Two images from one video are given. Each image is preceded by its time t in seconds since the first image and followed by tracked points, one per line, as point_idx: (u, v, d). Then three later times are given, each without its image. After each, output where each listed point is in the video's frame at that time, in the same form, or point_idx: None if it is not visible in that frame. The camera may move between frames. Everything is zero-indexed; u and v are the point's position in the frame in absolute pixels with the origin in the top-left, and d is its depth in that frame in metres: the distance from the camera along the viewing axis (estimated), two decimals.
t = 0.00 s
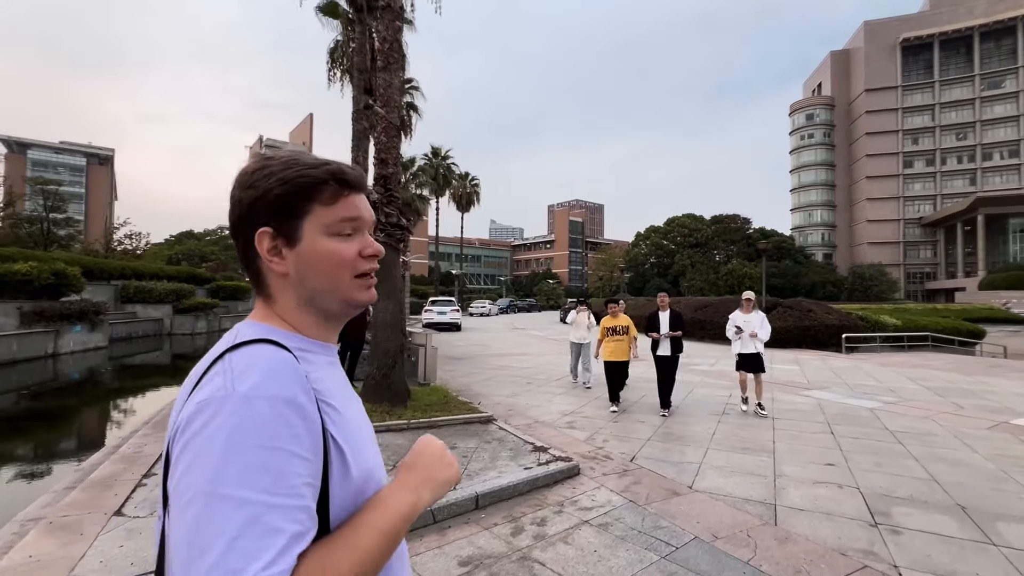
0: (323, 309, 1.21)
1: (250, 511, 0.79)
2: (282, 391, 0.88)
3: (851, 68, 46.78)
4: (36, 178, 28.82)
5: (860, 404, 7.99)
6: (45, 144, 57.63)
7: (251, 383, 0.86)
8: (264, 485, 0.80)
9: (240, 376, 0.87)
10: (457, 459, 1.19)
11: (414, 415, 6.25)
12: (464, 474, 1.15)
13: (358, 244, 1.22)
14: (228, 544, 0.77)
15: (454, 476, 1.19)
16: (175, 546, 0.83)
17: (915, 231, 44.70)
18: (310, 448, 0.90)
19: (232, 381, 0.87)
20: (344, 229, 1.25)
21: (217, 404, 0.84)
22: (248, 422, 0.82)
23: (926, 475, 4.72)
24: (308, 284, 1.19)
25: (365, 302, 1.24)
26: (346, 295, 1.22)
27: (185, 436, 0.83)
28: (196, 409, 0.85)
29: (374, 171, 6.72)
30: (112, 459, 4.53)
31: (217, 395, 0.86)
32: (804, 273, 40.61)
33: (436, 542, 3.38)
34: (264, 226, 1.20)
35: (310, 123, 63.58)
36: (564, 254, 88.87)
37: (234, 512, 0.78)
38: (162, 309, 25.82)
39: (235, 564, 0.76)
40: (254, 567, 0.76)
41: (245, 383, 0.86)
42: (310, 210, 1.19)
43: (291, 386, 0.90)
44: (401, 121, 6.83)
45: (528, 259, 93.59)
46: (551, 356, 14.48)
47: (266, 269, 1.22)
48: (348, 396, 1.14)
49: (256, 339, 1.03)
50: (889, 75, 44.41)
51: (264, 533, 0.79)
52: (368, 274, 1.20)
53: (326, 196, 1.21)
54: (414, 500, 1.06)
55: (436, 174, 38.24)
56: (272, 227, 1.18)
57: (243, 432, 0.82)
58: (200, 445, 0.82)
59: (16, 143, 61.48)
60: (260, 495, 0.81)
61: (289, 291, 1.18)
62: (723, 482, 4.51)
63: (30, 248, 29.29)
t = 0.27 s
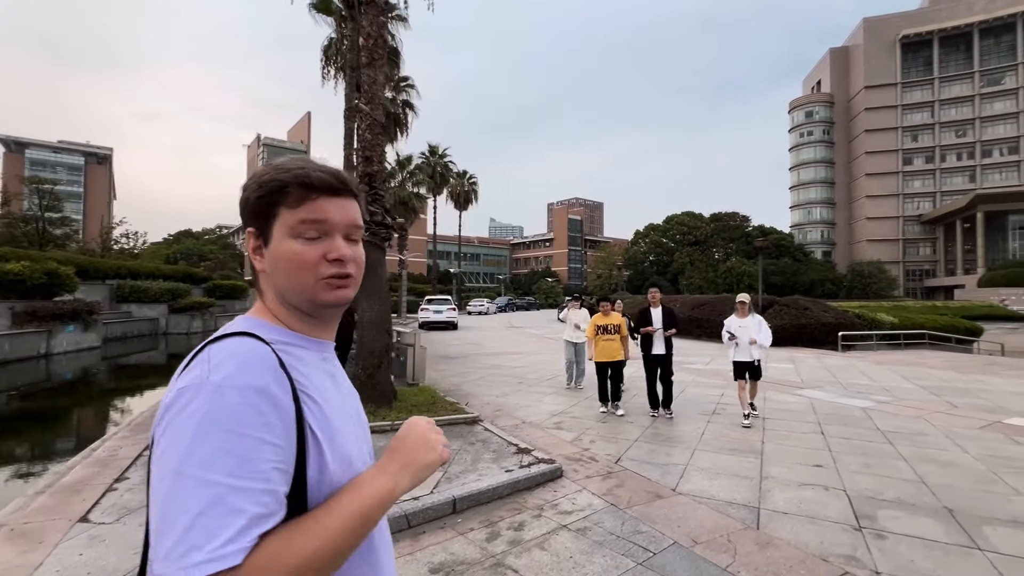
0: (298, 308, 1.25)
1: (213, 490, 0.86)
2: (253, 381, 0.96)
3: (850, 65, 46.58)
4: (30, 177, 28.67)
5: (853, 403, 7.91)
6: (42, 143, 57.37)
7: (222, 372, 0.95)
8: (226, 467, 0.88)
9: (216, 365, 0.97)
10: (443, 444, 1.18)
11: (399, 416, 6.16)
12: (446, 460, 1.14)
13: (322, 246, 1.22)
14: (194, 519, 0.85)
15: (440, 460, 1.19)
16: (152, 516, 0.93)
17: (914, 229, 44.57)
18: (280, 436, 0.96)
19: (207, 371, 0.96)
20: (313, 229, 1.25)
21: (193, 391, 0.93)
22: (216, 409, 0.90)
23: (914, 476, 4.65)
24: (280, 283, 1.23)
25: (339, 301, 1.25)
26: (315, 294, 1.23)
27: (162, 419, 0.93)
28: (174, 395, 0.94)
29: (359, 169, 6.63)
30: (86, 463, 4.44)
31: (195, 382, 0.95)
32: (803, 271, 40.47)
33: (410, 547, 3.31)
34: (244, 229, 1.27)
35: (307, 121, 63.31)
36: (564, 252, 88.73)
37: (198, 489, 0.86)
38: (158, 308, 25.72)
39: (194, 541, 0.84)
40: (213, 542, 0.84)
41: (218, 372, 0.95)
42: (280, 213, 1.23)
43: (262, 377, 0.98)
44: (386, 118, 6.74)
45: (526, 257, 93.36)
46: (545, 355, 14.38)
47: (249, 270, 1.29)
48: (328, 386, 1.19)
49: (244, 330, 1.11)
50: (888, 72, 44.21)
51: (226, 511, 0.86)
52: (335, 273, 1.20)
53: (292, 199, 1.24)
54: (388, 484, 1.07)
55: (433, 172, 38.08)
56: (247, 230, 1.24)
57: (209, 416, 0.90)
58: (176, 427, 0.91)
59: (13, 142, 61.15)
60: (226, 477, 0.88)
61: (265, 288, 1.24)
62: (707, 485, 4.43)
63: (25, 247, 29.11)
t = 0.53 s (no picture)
0: (286, 309, 1.19)
1: (183, 490, 0.83)
2: (241, 382, 0.93)
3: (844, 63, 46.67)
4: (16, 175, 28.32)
5: (840, 400, 7.89)
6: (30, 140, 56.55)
7: (210, 372, 0.91)
8: (200, 467, 0.84)
9: (204, 364, 0.94)
10: (447, 431, 1.08)
11: (381, 415, 6.07)
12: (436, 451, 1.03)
13: (315, 250, 1.15)
14: (165, 516, 0.82)
15: (425, 453, 1.06)
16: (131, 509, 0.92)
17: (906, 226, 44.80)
18: (265, 435, 0.93)
19: (193, 369, 0.93)
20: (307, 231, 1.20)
21: (179, 388, 0.91)
22: (198, 408, 0.88)
23: (897, 473, 4.63)
24: (273, 282, 1.18)
25: (328, 306, 1.18)
26: (305, 296, 1.17)
27: (146, 414, 0.91)
28: (161, 391, 0.92)
29: (341, 163, 6.50)
30: (56, 465, 4.33)
31: (179, 381, 0.93)
32: (796, 268, 40.61)
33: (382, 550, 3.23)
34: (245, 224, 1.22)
35: (300, 118, 62.72)
36: (559, 250, 88.81)
37: (175, 484, 0.84)
38: (147, 307, 25.44)
39: (161, 542, 0.82)
40: (181, 544, 0.81)
41: (204, 371, 0.92)
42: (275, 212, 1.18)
43: (252, 374, 0.95)
44: (369, 112, 6.63)
45: (521, 255, 93.31)
46: (536, 353, 14.32)
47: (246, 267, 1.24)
48: (321, 387, 1.13)
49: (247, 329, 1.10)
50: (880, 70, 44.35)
51: (196, 513, 0.83)
52: (324, 275, 1.14)
53: (284, 200, 1.19)
54: (371, 485, 0.98)
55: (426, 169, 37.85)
56: (246, 224, 1.19)
57: (187, 417, 0.88)
58: (157, 423, 0.90)
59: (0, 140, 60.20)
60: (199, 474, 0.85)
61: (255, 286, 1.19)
62: (689, 483, 4.38)
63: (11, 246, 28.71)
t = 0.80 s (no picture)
0: (323, 301, 1.23)
1: (196, 519, 0.80)
2: (254, 396, 0.89)
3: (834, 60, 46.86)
4: None
5: (826, 395, 7.87)
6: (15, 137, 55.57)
7: (219, 387, 0.87)
8: (218, 490, 0.81)
9: (212, 379, 0.88)
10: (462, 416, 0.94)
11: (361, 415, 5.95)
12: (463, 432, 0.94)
13: (364, 241, 1.22)
14: (175, 546, 0.79)
15: (439, 450, 0.95)
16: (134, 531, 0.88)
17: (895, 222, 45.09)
18: (281, 455, 0.89)
19: (200, 386, 0.88)
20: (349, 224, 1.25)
21: (187, 404, 0.87)
22: (209, 426, 0.84)
23: (880, 469, 4.59)
24: (310, 275, 1.21)
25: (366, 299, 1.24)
26: (348, 289, 1.24)
27: (153, 435, 0.88)
28: (168, 406, 0.89)
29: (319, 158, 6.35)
30: (19, 468, 4.19)
31: (186, 398, 0.88)
32: (787, 265, 40.77)
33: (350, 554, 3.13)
34: (269, 214, 1.21)
35: (291, 115, 62.09)
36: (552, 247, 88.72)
37: (183, 514, 0.81)
38: (132, 306, 25.03)
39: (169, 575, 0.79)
40: None
41: (213, 386, 0.87)
42: (319, 202, 1.20)
43: (269, 386, 0.92)
44: (348, 105, 6.48)
45: (514, 252, 93.13)
46: (525, 350, 14.23)
47: (270, 258, 1.24)
48: (337, 390, 1.09)
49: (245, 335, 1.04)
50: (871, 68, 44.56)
51: (207, 544, 0.80)
52: (372, 271, 1.20)
53: (337, 188, 1.22)
54: (390, 487, 0.92)
55: (417, 166, 37.58)
56: (277, 215, 1.19)
57: (200, 442, 0.83)
58: (164, 444, 0.86)
59: None
60: (210, 502, 0.81)
61: (287, 278, 1.20)
62: (671, 481, 4.31)
63: None
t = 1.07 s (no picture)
0: (320, 299, 1.13)
1: (192, 561, 0.68)
2: (249, 409, 0.77)
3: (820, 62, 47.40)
4: None
5: (809, 395, 7.86)
6: None
7: (209, 402, 0.76)
8: (214, 527, 0.70)
9: (199, 393, 0.77)
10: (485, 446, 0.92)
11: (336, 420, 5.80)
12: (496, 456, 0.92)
13: (361, 230, 1.13)
14: None
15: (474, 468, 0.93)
16: None
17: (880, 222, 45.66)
18: (281, 482, 0.78)
19: (186, 402, 0.77)
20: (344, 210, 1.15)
21: (170, 427, 0.75)
22: (198, 450, 0.72)
23: (860, 471, 4.54)
24: (303, 270, 1.11)
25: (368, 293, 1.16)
26: (346, 284, 1.14)
27: (133, 464, 0.76)
28: (146, 429, 0.76)
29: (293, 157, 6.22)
30: None
31: (171, 417, 0.76)
32: (773, 264, 41.11)
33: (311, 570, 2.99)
34: (254, 202, 1.11)
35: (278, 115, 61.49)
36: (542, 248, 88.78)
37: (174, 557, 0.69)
38: (113, 308, 24.51)
39: None
40: None
41: (203, 402, 0.76)
42: (309, 187, 1.09)
43: (263, 400, 0.80)
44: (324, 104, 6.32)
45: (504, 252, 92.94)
46: (512, 352, 14.13)
47: (258, 253, 1.13)
48: (338, 400, 0.98)
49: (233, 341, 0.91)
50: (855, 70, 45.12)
51: None
52: (370, 259, 1.11)
53: (328, 169, 1.13)
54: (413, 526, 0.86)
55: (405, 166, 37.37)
56: (263, 202, 1.09)
57: (193, 465, 0.72)
58: (145, 476, 0.74)
59: None
60: (205, 543, 0.70)
61: (279, 274, 1.10)
62: (649, 486, 4.23)
63: None
